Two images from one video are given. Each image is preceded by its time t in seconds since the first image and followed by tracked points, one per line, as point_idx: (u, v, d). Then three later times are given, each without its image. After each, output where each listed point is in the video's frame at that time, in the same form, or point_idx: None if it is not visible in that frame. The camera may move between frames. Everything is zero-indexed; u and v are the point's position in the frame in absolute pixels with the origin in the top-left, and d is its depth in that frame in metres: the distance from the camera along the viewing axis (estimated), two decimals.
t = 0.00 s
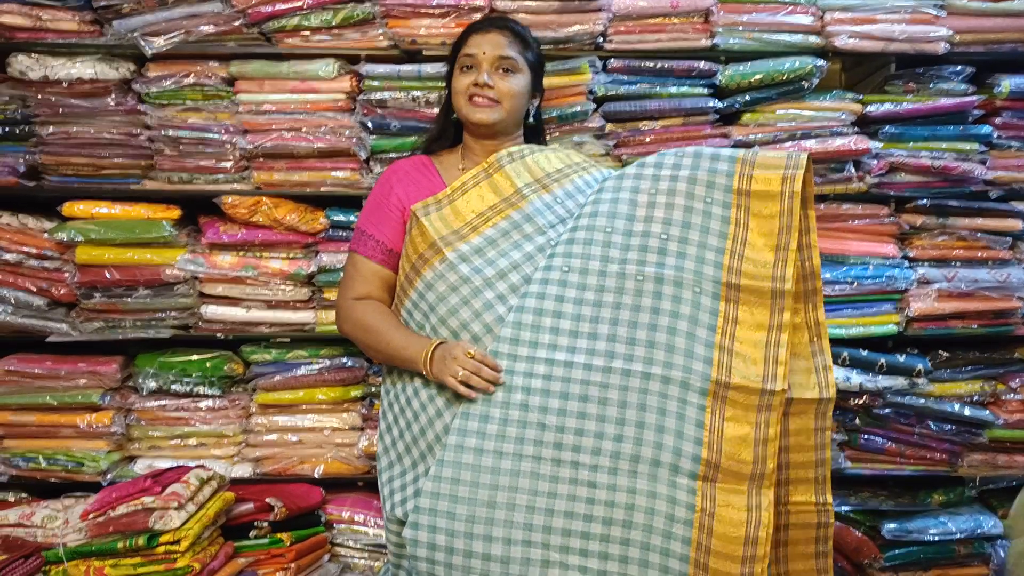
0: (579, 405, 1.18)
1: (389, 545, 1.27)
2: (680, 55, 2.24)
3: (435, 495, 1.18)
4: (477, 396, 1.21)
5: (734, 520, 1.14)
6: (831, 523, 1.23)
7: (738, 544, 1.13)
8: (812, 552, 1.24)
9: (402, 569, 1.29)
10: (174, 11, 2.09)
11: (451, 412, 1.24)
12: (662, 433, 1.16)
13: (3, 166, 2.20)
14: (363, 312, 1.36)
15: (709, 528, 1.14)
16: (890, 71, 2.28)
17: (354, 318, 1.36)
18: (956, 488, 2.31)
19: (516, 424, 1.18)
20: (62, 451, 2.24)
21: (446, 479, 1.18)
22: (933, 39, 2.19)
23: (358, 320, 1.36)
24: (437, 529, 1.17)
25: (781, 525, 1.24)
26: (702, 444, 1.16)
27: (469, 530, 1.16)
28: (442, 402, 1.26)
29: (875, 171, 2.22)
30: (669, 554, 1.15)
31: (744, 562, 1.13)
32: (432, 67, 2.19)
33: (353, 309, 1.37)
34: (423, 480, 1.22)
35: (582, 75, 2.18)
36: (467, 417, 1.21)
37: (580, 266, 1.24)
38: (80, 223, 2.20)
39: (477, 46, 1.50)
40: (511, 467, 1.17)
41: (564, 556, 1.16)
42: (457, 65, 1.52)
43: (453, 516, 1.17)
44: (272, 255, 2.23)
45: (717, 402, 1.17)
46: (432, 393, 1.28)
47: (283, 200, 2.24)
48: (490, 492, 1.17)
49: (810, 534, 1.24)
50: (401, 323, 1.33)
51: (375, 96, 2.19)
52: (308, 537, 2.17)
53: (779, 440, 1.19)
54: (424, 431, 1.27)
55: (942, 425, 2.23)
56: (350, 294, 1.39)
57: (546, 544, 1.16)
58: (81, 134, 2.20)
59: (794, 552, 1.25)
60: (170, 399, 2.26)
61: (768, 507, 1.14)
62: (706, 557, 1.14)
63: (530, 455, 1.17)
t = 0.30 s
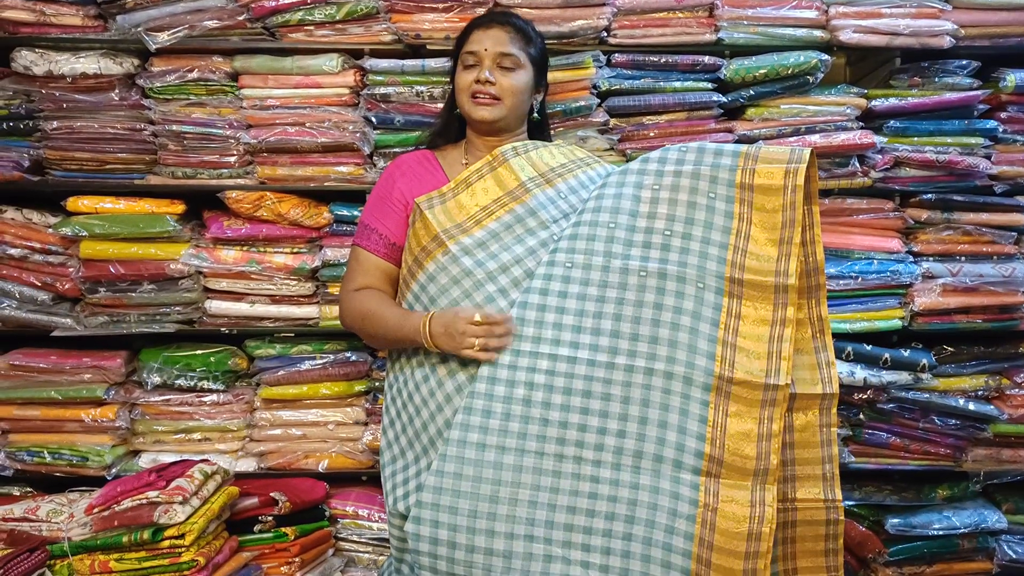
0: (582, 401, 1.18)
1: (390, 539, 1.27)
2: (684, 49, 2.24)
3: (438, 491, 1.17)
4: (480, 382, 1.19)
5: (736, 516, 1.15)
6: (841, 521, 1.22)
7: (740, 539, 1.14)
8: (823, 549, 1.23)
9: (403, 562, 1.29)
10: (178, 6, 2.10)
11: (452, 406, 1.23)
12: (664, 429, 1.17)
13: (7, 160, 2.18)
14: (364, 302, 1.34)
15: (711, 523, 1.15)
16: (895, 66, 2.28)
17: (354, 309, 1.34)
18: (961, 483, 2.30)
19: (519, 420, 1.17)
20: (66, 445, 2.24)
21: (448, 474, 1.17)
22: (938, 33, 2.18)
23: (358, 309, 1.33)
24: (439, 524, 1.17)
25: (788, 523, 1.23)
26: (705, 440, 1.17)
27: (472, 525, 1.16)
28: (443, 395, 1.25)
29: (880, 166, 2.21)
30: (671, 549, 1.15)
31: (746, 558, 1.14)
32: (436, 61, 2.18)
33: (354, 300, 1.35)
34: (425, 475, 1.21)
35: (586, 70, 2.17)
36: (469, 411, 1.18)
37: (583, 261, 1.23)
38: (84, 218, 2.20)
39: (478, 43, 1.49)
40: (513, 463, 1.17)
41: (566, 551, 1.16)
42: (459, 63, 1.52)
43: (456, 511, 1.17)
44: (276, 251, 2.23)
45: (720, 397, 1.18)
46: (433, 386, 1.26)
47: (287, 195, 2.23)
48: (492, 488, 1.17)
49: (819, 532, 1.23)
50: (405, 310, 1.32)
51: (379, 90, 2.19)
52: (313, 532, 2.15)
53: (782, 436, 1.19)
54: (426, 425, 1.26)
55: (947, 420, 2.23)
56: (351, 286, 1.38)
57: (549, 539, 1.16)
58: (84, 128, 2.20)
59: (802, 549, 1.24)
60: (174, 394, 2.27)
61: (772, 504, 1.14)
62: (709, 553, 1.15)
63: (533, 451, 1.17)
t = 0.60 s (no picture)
0: (581, 401, 1.17)
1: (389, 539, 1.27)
2: (684, 49, 2.24)
3: (437, 491, 1.17)
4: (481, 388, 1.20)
5: (734, 514, 1.15)
6: (835, 517, 1.23)
7: (738, 538, 1.14)
8: (817, 546, 1.24)
9: (402, 562, 1.29)
10: (178, 6, 2.09)
11: (452, 407, 1.23)
12: (663, 428, 1.17)
13: (7, 160, 2.18)
14: (363, 304, 1.34)
15: (709, 522, 1.15)
16: (895, 65, 2.28)
17: (354, 309, 1.35)
18: (961, 482, 2.29)
19: (518, 420, 1.18)
20: (67, 445, 2.25)
21: (448, 474, 1.17)
22: (938, 33, 2.18)
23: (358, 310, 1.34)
24: (438, 524, 1.17)
25: (784, 520, 1.23)
26: (703, 440, 1.17)
27: (471, 525, 1.16)
28: (442, 395, 1.25)
29: (880, 166, 2.21)
30: (670, 548, 1.15)
31: (744, 556, 1.14)
32: (436, 61, 2.18)
33: (354, 301, 1.36)
34: (424, 475, 1.21)
35: (586, 70, 2.17)
36: (470, 413, 1.19)
37: (582, 262, 1.23)
38: (85, 218, 2.20)
39: (478, 43, 1.49)
40: (512, 463, 1.17)
41: (565, 551, 1.16)
42: (459, 63, 1.52)
43: (455, 511, 1.16)
44: (276, 250, 2.23)
45: (719, 397, 1.18)
46: (432, 387, 1.27)
47: (287, 194, 2.23)
48: (492, 488, 1.16)
49: (813, 529, 1.23)
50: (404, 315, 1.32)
51: (379, 90, 2.19)
52: (313, 531, 2.15)
53: (780, 435, 1.20)
54: (425, 425, 1.26)
55: (947, 420, 2.23)
56: (350, 287, 1.39)
57: (548, 539, 1.16)
58: (85, 128, 2.20)
59: (797, 546, 1.24)
60: (174, 394, 2.27)
61: (770, 501, 1.15)
62: (708, 551, 1.15)
63: (532, 451, 1.17)
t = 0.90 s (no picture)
0: (579, 401, 1.18)
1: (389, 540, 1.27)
2: (684, 49, 2.24)
3: (436, 491, 1.17)
4: (477, 385, 1.19)
5: (733, 513, 1.15)
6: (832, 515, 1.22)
7: (738, 536, 1.14)
8: (813, 542, 1.24)
9: (401, 563, 1.28)
10: (178, 6, 2.09)
11: (450, 407, 1.23)
12: (661, 428, 1.17)
13: (7, 160, 2.18)
14: (358, 304, 1.35)
15: (708, 520, 1.15)
16: (895, 65, 2.28)
17: (352, 310, 1.35)
18: (961, 482, 2.29)
19: (516, 419, 1.18)
20: (67, 445, 2.25)
21: (446, 474, 1.17)
22: (938, 33, 2.18)
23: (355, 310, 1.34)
24: (438, 524, 1.16)
25: (780, 517, 1.23)
26: (701, 438, 1.17)
27: (470, 525, 1.16)
28: (440, 396, 1.25)
29: (880, 166, 2.21)
30: (669, 546, 1.15)
31: (743, 555, 1.14)
32: (437, 61, 2.18)
33: (350, 302, 1.36)
34: (423, 476, 1.21)
35: (586, 70, 2.17)
36: (467, 412, 1.19)
37: (579, 262, 1.23)
38: (85, 218, 2.20)
39: (471, 45, 1.49)
40: (511, 462, 1.17)
41: (564, 550, 1.16)
42: (452, 66, 1.51)
43: (454, 511, 1.16)
44: (276, 250, 2.23)
45: (716, 396, 1.18)
46: (429, 387, 1.27)
47: (287, 194, 2.23)
48: (491, 488, 1.16)
49: (810, 526, 1.23)
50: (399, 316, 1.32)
51: (379, 90, 2.19)
52: (313, 531, 2.15)
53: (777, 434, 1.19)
54: (424, 426, 1.26)
55: (947, 420, 2.23)
56: (347, 287, 1.39)
57: (547, 538, 1.16)
58: (85, 128, 2.20)
59: (794, 542, 1.24)
60: (174, 394, 2.27)
61: (767, 499, 1.15)
62: (707, 550, 1.14)
63: (530, 451, 1.17)
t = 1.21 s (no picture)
0: (572, 401, 1.18)
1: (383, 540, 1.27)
2: (684, 49, 2.24)
3: (428, 490, 1.17)
4: (470, 385, 1.19)
5: (725, 513, 1.14)
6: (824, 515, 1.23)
7: (730, 536, 1.14)
8: (804, 542, 1.23)
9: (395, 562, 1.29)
10: (178, 6, 2.09)
11: (443, 406, 1.23)
12: (654, 428, 1.17)
13: (7, 160, 2.18)
14: (351, 300, 1.34)
15: (700, 520, 1.15)
16: (895, 65, 2.28)
17: (344, 305, 1.34)
18: (961, 482, 2.29)
19: (509, 419, 1.17)
20: (67, 445, 2.25)
21: (439, 474, 1.17)
22: (938, 33, 2.18)
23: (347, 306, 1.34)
24: (430, 524, 1.17)
25: (772, 518, 1.23)
26: (694, 438, 1.17)
27: (463, 524, 1.16)
28: (433, 395, 1.24)
29: (880, 166, 2.21)
30: (661, 546, 1.15)
31: (735, 555, 1.13)
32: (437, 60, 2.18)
33: (343, 297, 1.36)
34: (416, 475, 1.21)
35: (586, 70, 2.17)
36: (460, 412, 1.18)
37: (572, 261, 1.22)
38: (85, 218, 2.20)
39: (466, 49, 1.49)
40: (504, 462, 1.17)
41: (556, 550, 1.16)
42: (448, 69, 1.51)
43: (447, 511, 1.16)
44: (276, 250, 2.23)
45: (709, 397, 1.17)
46: (423, 387, 1.26)
47: (287, 194, 2.23)
48: (483, 488, 1.16)
49: (801, 526, 1.23)
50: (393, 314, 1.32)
51: (379, 90, 2.19)
52: (313, 531, 2.15)
53: (770, 434, 1.20)
54: (418, 425, 1.25)
55: (947, 420, 2.23)
56: (342, 285, 1.38)
57: (539, 538, 1.16)
58: (85, 128, 2.20)
59: (785, 543, 1.24)
60: (174, 394, 2.27)
61: (759, 500, 1.14)
62: (699, 550, 1.14)
63: (523, 450, 1.17)
